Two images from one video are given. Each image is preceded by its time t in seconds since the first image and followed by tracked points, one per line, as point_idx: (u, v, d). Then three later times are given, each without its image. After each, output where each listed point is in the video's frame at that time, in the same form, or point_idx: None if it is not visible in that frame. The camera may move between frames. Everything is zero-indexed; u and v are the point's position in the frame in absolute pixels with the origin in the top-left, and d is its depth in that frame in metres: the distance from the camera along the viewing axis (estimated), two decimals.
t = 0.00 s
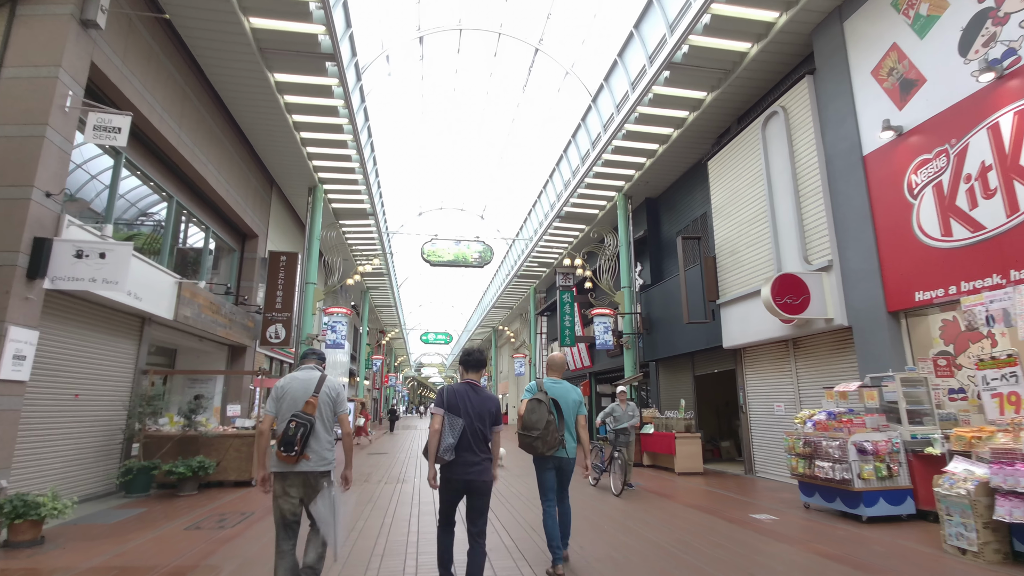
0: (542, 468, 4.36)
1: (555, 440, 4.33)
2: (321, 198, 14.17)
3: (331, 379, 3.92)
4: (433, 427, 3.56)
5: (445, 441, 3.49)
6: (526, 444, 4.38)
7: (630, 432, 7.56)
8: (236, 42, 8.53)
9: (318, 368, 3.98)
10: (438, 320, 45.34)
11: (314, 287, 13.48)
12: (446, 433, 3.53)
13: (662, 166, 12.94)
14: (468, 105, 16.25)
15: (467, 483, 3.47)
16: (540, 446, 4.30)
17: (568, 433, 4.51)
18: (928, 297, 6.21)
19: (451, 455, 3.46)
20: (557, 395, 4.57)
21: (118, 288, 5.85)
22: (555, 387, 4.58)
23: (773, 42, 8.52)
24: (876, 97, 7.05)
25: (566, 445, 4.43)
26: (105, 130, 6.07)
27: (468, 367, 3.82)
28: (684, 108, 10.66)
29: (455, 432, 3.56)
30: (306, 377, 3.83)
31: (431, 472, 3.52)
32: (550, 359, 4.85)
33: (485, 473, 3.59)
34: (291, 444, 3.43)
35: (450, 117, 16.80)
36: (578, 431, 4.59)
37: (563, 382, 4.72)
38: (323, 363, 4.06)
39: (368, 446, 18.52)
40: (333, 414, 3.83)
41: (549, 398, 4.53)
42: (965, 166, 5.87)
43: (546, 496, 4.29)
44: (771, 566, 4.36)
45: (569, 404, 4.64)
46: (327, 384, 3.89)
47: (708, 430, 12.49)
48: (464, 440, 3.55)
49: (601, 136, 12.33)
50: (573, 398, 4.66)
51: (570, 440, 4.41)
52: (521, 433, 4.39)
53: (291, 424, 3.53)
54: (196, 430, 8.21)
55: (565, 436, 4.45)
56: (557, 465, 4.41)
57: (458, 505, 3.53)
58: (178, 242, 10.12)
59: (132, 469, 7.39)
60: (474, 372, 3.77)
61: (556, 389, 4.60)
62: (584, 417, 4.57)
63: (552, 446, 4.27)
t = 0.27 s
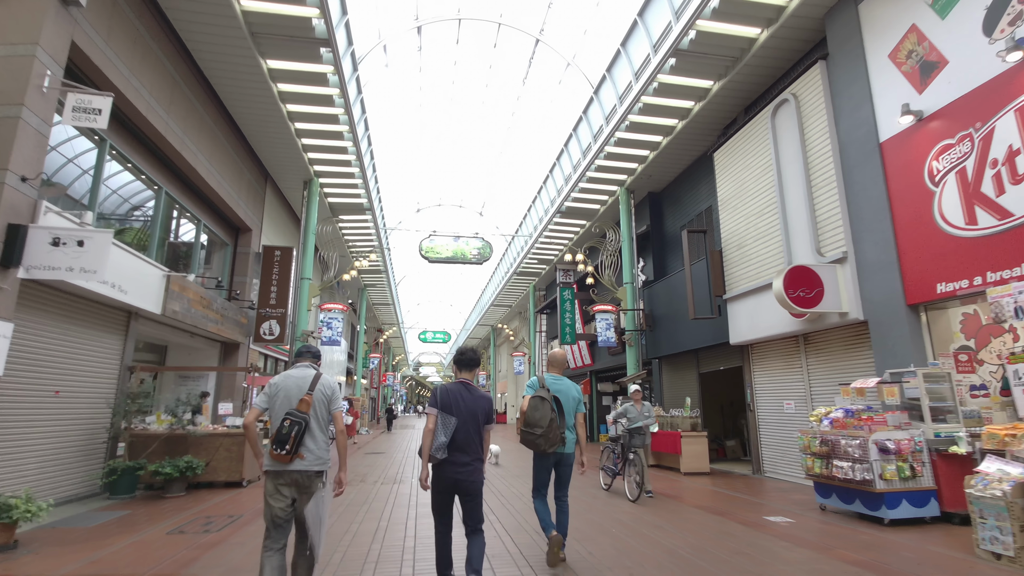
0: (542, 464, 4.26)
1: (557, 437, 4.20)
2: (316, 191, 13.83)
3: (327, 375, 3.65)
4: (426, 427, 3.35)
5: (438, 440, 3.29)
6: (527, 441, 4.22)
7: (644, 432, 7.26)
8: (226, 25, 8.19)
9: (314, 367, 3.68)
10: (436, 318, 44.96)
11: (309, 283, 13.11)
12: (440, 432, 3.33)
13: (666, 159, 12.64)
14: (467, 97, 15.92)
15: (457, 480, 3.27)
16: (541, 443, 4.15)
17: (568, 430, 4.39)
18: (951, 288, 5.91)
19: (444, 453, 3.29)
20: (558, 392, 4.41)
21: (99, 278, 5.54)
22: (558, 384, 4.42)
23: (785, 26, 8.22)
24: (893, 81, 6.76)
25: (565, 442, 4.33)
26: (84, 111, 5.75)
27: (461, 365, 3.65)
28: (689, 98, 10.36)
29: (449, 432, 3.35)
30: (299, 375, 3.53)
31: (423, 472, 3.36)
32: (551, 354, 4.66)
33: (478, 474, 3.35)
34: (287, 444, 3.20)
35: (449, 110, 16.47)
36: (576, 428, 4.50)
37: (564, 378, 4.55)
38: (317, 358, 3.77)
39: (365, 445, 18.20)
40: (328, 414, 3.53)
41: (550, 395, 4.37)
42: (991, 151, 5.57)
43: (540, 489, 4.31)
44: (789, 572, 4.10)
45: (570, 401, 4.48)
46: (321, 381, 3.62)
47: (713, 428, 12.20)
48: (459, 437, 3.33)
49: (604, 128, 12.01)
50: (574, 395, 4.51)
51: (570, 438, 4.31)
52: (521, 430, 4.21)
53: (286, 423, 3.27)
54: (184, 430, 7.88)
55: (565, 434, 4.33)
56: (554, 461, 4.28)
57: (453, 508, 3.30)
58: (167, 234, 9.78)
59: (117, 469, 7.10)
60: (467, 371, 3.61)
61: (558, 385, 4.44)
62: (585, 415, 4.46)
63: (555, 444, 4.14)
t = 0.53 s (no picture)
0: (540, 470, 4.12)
1: (556, 442, 4.07)
2: (312, 186, 13.46)
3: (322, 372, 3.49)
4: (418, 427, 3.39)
5: (429, 441, 3.31)
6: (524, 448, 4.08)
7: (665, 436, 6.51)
8: (214, 7, 7.81)
9: (307, 364, 3.55)
10: (435, 317, 44.50)
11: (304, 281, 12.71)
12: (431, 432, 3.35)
13: (671, 153, 12.31)
14: (467, 91, 15.58)
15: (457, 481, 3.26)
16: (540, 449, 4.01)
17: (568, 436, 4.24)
18: (979, 282, 5.57)
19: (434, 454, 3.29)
20: (557, 397, 4.26)
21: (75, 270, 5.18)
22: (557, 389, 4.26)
23: (797, 11, 7.89)
24: (916, 64, 6.42)
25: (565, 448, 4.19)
26: (61, 94, 5.40)
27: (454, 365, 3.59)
28: (696, 88, 10.04)
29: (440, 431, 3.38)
30: (293, 373, 3.39)
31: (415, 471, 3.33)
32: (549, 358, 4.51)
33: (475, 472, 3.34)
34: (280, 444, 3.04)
35: (448, 104, 16.14)
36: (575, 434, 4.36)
37: (563, 382, 4.39)
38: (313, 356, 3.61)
39: (363, 446, 17.85)
40: (325, 414, 3.41)
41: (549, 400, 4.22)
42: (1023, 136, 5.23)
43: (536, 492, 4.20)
44: None
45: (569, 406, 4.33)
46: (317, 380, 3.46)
47: (719, 429, 11.83)
48: (449, 439, 3.35)
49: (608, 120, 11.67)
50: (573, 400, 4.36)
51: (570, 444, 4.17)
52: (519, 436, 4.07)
53: (279, 424, 3.11)
54: (171, 431, 7.50)
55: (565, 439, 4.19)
56: (554, 466, 4.16)
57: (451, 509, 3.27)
58: (156, 228, 9.42)
59: (101, 472, 6.78)
60: (463, 371, 3.55)
61: (557, 390, 4.28)
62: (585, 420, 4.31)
63: (553, 449, 4.00)
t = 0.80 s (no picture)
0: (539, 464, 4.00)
1: (556, 438, 3.95)
2: (310, 180, 13.14)
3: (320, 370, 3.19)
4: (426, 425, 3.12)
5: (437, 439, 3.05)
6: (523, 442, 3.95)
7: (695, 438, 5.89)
8: None
9: (306, 365, 3.23)
10: (435, 316, 44.15)
11: (302, 277, 12.40)
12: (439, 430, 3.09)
13: (678, 146, 11.99)
14: (469, 84, 15.24)
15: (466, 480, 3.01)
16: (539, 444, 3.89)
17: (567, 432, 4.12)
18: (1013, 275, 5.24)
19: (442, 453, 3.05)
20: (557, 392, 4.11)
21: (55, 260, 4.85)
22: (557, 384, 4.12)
23: None
24: (943, 47, 6.10)
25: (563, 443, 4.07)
26: (41, 73, 5.07)
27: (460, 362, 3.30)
28: (707, 77, 9.71)
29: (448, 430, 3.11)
30: (290, 374, 3.07)
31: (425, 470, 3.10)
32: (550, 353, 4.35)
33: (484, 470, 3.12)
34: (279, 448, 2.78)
35: (450, 98, 15.81)
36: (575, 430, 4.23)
37: (564, 378, 4.24)
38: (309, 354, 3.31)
39: (362, 446, 17.63)
40: (324, 416, 3.12)
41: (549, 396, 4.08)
42: None
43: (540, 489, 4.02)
44: None
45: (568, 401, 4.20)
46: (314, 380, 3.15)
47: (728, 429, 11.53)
48: (459, 439, 3.09)
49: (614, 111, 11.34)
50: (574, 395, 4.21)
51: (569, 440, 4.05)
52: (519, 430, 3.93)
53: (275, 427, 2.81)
54: (162, 431, 7.21)
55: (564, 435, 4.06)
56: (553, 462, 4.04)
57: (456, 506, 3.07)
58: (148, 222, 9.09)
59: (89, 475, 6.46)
60: (471, 371, 3.27)
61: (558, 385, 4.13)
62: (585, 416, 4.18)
63: (553, 444, 3.87)
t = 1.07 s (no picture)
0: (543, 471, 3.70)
1: (560, 441, 3.68)
2: (308, 175, 12.83)
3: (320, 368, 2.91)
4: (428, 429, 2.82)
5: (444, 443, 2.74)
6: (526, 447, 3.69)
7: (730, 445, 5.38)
8: None
9: (301, 362, 2.92)
10: (436, 316, 43.81)
11: (300, 273, 12.13)
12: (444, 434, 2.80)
13: (686, 140, 11.68)
14: (470, 77, 14.92)
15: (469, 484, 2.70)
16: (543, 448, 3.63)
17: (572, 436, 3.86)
18: None
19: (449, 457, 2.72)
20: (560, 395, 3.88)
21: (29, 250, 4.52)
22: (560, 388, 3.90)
23: None
24: (971, 28, 5.78)
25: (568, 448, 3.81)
26: (16, 50, 4.74)
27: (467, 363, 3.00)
28: (717, 67, 9.40)
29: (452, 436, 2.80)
30: (284, 370, 2.77)
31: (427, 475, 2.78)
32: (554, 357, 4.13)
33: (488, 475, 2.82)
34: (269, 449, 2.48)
35: (450, 92, 15.48)
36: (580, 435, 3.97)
37: (566, 381, 4.01)
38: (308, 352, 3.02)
39: (362, 446, 17.85)
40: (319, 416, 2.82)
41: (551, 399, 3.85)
42: None
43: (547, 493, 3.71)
44: None
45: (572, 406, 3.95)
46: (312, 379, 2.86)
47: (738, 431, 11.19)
48: (464, 445, 2.77)
49: (620, 103, 11.02)
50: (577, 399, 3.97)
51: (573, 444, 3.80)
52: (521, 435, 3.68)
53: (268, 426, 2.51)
54: (149, 434, 6.86)
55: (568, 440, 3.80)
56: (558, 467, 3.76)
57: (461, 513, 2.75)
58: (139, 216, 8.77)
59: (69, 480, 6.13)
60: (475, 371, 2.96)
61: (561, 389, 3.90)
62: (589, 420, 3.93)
63: (558, 447, 3.61)
